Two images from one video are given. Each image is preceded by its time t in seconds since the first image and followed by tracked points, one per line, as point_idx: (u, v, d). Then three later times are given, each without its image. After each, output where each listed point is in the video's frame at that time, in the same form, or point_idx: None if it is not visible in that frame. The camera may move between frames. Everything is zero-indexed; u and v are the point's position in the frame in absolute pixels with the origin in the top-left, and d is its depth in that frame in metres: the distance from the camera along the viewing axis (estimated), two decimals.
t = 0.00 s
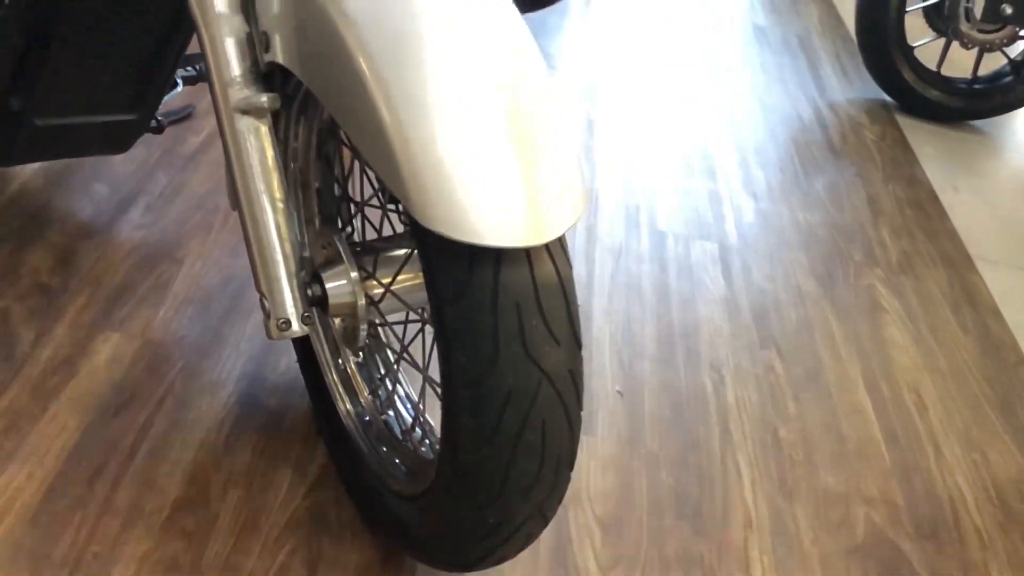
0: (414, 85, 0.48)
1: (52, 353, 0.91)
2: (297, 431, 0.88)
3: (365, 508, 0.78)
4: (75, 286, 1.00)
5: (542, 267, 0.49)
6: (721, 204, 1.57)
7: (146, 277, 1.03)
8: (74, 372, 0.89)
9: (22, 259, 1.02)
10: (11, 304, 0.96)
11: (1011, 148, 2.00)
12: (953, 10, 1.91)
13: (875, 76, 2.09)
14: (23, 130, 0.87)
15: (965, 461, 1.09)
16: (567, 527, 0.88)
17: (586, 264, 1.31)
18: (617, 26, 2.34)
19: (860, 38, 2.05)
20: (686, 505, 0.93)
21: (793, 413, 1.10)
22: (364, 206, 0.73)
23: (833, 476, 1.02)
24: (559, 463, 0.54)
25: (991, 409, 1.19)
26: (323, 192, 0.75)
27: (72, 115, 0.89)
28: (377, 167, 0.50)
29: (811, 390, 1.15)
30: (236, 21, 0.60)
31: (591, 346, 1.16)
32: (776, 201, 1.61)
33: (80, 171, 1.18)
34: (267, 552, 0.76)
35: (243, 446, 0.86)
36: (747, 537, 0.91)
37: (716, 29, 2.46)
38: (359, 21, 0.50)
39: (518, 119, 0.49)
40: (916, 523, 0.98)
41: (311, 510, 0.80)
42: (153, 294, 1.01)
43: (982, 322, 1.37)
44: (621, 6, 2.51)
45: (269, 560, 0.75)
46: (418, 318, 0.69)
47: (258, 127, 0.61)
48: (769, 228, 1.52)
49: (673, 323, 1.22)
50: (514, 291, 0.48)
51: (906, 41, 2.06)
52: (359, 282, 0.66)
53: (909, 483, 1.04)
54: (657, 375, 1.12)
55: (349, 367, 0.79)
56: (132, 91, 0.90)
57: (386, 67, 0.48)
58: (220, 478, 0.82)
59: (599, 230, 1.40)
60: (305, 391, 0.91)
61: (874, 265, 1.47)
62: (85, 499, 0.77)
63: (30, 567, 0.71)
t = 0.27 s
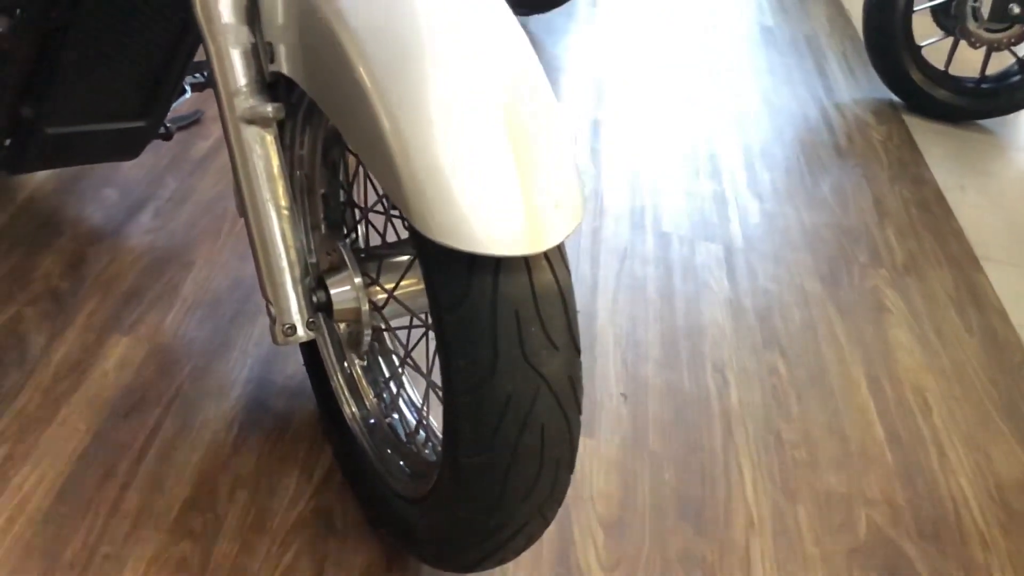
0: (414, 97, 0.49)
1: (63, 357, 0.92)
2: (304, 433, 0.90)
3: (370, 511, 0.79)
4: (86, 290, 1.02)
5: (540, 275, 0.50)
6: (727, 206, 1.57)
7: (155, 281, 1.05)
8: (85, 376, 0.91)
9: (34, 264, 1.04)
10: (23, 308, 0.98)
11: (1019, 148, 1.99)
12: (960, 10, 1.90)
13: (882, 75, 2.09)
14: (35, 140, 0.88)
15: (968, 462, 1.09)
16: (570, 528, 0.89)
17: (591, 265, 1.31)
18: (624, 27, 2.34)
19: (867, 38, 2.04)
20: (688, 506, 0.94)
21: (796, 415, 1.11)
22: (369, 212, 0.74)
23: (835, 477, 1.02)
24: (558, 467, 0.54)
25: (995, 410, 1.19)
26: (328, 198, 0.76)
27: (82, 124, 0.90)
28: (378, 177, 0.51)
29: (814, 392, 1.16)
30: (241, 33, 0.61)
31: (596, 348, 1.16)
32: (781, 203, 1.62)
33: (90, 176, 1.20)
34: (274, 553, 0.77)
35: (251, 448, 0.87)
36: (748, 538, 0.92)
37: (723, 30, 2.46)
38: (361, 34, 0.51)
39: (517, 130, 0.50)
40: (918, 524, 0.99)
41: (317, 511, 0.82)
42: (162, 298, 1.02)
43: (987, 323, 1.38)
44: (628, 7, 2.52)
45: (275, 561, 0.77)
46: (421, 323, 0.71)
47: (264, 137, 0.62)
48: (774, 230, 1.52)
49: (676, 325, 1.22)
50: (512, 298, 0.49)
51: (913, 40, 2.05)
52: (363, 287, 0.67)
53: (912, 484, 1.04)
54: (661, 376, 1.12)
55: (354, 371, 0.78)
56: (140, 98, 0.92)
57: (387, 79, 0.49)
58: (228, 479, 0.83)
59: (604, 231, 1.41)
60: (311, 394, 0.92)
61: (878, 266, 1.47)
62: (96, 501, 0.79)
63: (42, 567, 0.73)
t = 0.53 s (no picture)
0: (416, 99, 0.49)
1: (73, 350, 0.93)
2: (310, 427, 0.91)
3: (375, 505, 0.80)
4: (96, 284, 1.03)
5: (540, 274, 0.51)
6: (733, 202, 1.57)
7: (164, 276, 1.06)
8: (95, 369, 0.92)
9: (44, 258, 1.05)
10: (34, 301, 0.99)
11: None
12: (970, 5, 1.89)
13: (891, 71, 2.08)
14: (46, 136, 0.89)
15: (972, 460, 1.09)
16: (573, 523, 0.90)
17: (597, 261, 1.31)
18: (633, 22, 2.34)
19: (877, 34, 2.04)
20: (691, 502, 0.95)
21: (801, 411, 1.11)
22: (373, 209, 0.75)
23: (838, 474, 1.03)
24: (558, 464, 0.55)
25: (1001, 408, 1.19)
26: (334, 194, 0.77)
27: (91, 120, 0.91)
28: (382, 176, 0.51)
29: (819, 389, 1.16)
30: (247, 32, 0.61)
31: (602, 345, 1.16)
32: (788, 199, 1.62)
33: (100, 171, 1.21)
34: (279, 546, 0.78)
35: (257, 442, 0.88)
36: (751, 535, 0.93)
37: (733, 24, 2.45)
38: (365, 35, 0.52)
39: (517, 132, 0.50)
40: (921, 521, 0.99)
41: (322, 505, 0.83)
42: (171, 292, 1.03)
43: (994, 321, 1.37)
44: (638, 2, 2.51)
45: (281, 554, 0.78)
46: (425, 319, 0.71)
47: (270, 135, 0.63)
48: (780, 226, 1.52)
49: (682, 321, 1.23)
50: (513, 297, 0.50)
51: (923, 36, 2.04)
52: (367, 284, 0.68)
53: (916, 481, 1.04)
54: (666, 372, 1.13)
55: (359, 365, 0.81)
56: (149, 95, 0.93)
57: (390, 79, 0.50)
58: (235, 473, 0.84)
59: (611, 227, 1.41)
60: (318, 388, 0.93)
61: (885, 263, 1.47)
62: (105, 493, 0.80)
63: (52, 558, 0.74)
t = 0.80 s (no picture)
0: (414, 101, 0.50)
1: (76, 348, 0.94)
2: (311, 426, 0.91)
3: (375, 503, 0.81)
4: (99, 282, 1.03)
5: (536, 276, 0.51)
6: (736, 201, 1.57)
7: (167, 274, 1.06)
8: (98, 367, 0.92)
9: (49, 256, 1.05)
10: (37, 299, 0.99)
11: None
12: (976, 4, 1.88)
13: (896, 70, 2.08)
14: (50, 135, 0.90)
15: (972, 461, 1.10)
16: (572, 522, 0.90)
17: (598, 260, 1.32)
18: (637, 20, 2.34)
19: (881, 33, 2.03)
20: (690, 502, 0.95)
21: (801, 411, 1.11)
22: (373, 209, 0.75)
23: (838, 474, 1.03)
24: (554, 464, 0.56)
25: (1002, 408, 1.19)
26: (335, 194, 0.77)
27: (94, 119, 0.92)
28: (379, 178, 0.52)
29: (820, 389, 1.16)
30: (248, 34, 0.62)
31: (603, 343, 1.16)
32: (791, 198, 1.62)
33: (104, 170, 1.22)
34: (279, 544, 0.79)
35: (258, 440, 0.88)
36: (750, 535, 0.93)
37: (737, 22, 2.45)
38: (363, 38, 0.52)
39: (514, 134, 0.51)
40: (920, 522, 0.99)
41: (322, 503, 0.83)
42: (173, 290, 1.04)
43: (996, 321, 1.37)
44: None
45: (281, 551, 0.78)
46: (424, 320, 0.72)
47: (270, 136, 0.63)
48: (783, 226, 1.52)
49: (683, 321, 1.23)
50: (509, 299, 0.50)
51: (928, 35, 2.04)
52: (366, 284, 0.68)
53: (915, 482, 1.04)
54: (666, 372, 1.13)
55: (360, 365, 0.81)
56: (152, 95, 0.93)
57: (387, 82, 0.50)
58: (236, 471, 0.85)
59: (613, 225, 1.41)
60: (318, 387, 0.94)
61: (887, 263, 1.47)
62: (107, 491, 0.80)
63: (54, 554, 0.75)
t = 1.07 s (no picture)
0: (409, 111, 0.50)
1: (80, 355, 0.95)
2: (312, 430, 0.92)
3: (375, 507, 0.82)
4: (102, 289, 1.04)
5: (530, 283, 0.52)
6: (737, 202, 1.57)
7: (170, 281, 1.07)
8: (101, 374, 0.93)
9: (52, 264, 1.06)
10: (41, 306, 1.00)
11: None
12: (978, 4, 1.88)
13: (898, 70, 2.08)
14: (52, 144, 0.91)
15: (973, 461, 1.10)
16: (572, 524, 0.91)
17: (599, 262, 1.32)
18: (639, 22, 2.34)
19: (884, 33, 2.03)
20: (690, 504, 0.95)
21: (801, 413, 1.12)
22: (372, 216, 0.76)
23: (838, 475, 1.03)
24: (550, 469, 0.56)
25: (1003, 408, 1.19)
26: (334, 201, 0.78)
27: (97, 127, 0.93)
28: (375, 187, 0.52)
29: (820, 390, 1.16)
30: (247, 43, 0.62)
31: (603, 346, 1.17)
32: (792, 199, 1.62)
33: (107, 177, 1.23)
34: (281, 548, 0.80)
35: (260, 445, 0.89)
36: (749, 536, 0.93)
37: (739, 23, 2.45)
38: (358, 48, 0.52)
39: (508, 142, 0.51)
40: (920, 522, 0.99)
41: (323, 507, 0.84)
42: (176, 297, 1.05)
43: (998, 321, 1.37)
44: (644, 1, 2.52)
45: (283, 555, 0.79)
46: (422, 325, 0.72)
47: (268, 145, 0.64)
48: (784, 227, 1.52)
49: (683, 323, 1.23)
50: (503, 307, 0.50)
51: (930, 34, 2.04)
52: (365, 291, 0.69)
53: (915, 482, 1.05)
54: (666, 374, 1.13)
55: (360, 370, 0.82)
56: (153, 104, 0.94)
57: (383, 92, 0.51)
58: (238, 475, 0.86)
59: (614, 228, 1.42)
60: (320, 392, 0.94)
61: (889, 263, 1.47)
62: (110, 496, 0.81)
63: (58, 560, 0.75)
